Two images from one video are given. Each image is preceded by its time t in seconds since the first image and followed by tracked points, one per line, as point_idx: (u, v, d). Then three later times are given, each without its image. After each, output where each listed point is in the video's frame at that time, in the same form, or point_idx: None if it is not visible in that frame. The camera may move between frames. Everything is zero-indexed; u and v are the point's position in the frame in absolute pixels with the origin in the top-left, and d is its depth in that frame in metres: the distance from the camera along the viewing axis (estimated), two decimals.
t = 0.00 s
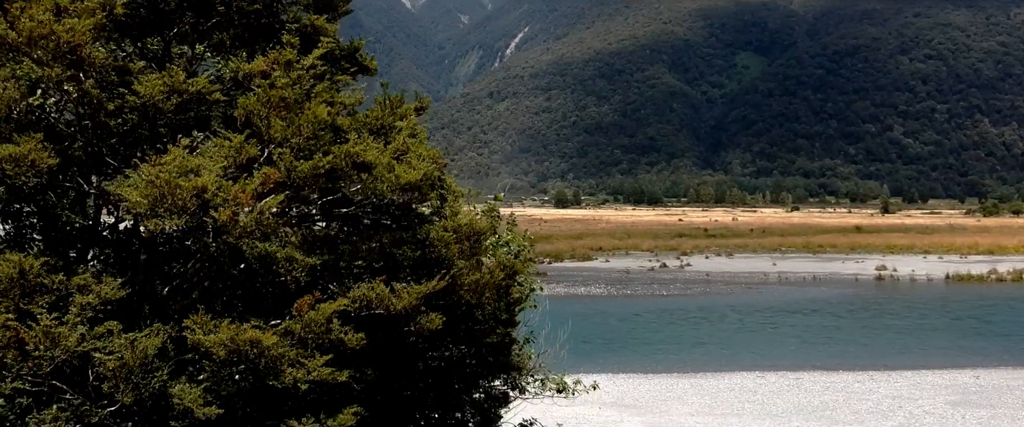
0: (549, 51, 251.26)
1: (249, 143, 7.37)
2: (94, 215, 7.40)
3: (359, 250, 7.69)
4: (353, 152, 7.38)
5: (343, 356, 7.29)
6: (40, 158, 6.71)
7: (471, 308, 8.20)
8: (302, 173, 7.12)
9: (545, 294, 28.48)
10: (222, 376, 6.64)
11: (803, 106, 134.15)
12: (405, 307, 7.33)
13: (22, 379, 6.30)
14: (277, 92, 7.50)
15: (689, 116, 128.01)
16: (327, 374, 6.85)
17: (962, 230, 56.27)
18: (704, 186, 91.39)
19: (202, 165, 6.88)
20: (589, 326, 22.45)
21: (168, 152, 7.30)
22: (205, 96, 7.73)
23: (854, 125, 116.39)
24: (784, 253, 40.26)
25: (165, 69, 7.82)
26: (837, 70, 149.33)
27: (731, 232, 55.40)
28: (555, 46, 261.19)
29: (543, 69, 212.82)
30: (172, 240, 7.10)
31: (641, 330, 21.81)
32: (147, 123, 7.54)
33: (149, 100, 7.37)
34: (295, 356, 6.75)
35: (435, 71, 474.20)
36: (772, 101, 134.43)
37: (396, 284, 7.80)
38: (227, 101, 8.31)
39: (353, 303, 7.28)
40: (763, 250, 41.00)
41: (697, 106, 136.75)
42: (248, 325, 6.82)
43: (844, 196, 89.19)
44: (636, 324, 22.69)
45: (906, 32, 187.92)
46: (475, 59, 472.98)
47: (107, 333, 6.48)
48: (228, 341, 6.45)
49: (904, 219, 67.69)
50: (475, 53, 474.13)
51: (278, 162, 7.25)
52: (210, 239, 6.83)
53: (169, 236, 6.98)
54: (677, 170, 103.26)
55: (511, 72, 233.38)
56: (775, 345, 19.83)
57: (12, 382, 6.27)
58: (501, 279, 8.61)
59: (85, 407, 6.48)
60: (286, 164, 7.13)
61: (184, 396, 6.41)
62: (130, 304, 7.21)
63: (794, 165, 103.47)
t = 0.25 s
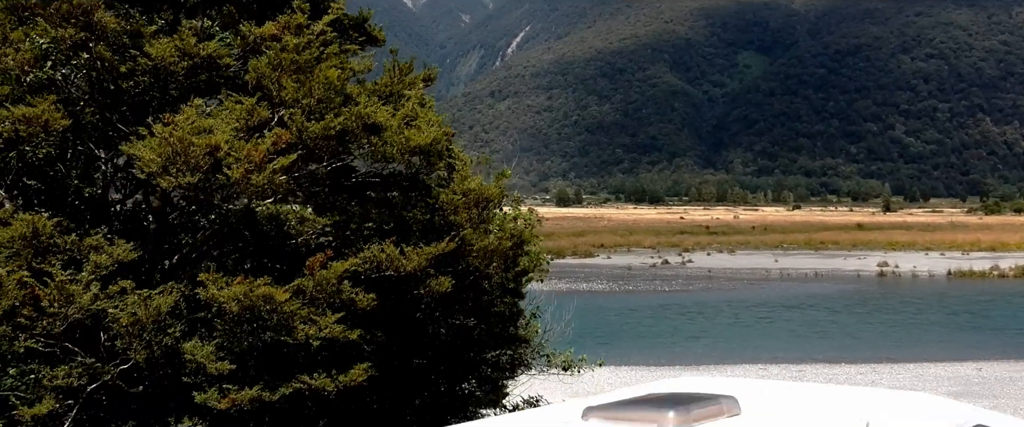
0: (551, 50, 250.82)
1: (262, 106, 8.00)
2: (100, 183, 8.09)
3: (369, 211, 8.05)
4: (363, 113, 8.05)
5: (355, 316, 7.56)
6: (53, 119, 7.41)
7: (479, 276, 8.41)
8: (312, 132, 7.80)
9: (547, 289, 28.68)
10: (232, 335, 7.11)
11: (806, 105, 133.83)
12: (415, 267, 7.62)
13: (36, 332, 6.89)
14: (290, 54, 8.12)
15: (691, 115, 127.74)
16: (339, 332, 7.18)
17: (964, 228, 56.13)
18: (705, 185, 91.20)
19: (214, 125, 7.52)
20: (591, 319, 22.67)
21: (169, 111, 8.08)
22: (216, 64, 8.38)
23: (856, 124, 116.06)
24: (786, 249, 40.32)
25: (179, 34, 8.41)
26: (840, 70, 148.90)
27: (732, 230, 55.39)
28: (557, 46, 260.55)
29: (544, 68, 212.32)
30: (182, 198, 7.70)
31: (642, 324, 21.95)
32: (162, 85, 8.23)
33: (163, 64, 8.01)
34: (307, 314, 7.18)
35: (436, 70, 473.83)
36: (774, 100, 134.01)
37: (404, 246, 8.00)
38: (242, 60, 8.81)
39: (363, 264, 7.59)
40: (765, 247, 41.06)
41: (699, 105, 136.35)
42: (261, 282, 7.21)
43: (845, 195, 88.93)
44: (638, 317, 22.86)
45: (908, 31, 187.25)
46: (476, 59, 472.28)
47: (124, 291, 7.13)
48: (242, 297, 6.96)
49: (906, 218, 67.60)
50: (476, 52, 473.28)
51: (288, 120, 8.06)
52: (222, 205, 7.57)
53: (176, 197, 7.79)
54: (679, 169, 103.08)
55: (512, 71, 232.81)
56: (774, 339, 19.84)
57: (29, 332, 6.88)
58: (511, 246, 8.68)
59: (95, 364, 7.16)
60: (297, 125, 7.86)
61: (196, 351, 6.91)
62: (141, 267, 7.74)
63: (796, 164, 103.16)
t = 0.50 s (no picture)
0: (552, 49, 250.16)
1: (268, 77, 9.24)
2: (105, 163, 9.42)
3: (376, 184, 9.63)
4: (367, 84, 9.21)
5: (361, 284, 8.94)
6: (58, 87, 8.41)
7: (480, 250, 10.29)
8: (318, 99, 9.08)
9: (549, 285, 28.85)
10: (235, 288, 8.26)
11: (808, 103, 133.34)
12: (421, 235, 9.05)
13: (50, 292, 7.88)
14: (302, 28, 9.54)
15: (692, 114, 127.39)
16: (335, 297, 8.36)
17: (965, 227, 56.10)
18: (706, 184, 91.03)
19: (223, 92, 8.67)
20: (592, 314, 22.84)
21: (172, 81, 9.31)
22: (221, 34, 9.89)
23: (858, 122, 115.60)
24: (787, 247, 40.35)
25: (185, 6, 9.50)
26: (842, 68, 148.26)
27: (734, 228, 55.42)
28: (557, 44, 259.87)
29: (546, 67, 211.88)
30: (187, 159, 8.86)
31: (643, 319, 22.12)
32: (168, 53, 9.42)
33: (169, 31, 9.13)
34: (314, 280, 8.43)
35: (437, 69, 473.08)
36: (776, 99, 133.56)
37: (411, 214, 9.57)
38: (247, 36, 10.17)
39: (369, 232, 9.02)
40: (766, 245, 41.09)
41: (701, 104, 135.98)
42: (268, 246, 8.38)
43: (847, 194, 88.78)
44: (638, 313, 23.04)
45: (910, 28, 186.48)
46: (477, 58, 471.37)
47: (134, 255, 8.16)
48: (253, 259, 8.12)
49: (908, 217, 67.62)
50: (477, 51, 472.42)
51: (295, 87, 9.38)
52: (226, 165, 9.10)
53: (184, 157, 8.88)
54: (680, 168, 102.88)
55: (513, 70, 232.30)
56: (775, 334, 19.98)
57: (41, 295, 7.91)
58: (513, 222, 10.47)
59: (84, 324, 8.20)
60: (304, 95, 9.15)
61: (204, 316, 7.96)
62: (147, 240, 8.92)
63: (798, 163, 102.92)
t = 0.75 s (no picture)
0: (553, 49, 249.88)
1: (271, 44, 10.29)
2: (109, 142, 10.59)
3: (379, 152, 10.63)
4: (374, 48, 10.55)
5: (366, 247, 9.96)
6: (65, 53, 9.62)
7: (479, 216, 11.17)
8: (323, 66, 10.10)
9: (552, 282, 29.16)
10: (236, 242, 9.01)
11: (810, 102, 133.14)
12: (426, 202, 10.08)
13: (56, 251, 8.66)
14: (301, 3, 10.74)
15: (694, 114, 127.27)
16: (327, 262, 9.17)
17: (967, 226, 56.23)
18: (708, 184, 91.08)
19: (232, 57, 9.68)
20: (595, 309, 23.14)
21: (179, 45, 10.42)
22: (225, 3, 11.21)
23: (861, 122, 115.36)
24: (790, 245, 40.51)
25: None
26: (844, 68, 147.93)
27: (735, 226, 55.72)
28: (559, 44, 259.59)
29: (547, 66, 211.71)
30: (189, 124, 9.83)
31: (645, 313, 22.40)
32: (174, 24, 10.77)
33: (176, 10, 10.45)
34: (320, 245, 9.29)
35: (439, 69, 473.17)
36: (778, 99, 133.39)
37: (412, 183, 10.59)
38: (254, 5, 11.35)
39: (374, 198, 9.95)
40: (769, 243, 41.24)
41: (703, 104, 135.95)
42: (272, 209, 9.23)
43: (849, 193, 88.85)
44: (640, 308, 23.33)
45: (913, 27, 185.96)
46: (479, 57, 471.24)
47: (142, 218, 9.05)
48: (257, 221, 8.88)
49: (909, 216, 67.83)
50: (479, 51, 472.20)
51: (301, 54, 10.49)
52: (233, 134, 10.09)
53: (186, 123, 9.89)
54: (682, 168, 102.97)
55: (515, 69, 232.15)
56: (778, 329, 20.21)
57: (45, 260, 8.69)
58: (517, 197, 11.55)
59: (87, 289, 8.93)
60: (309, 61, 10.18)
61: (209, 278, 8.73)
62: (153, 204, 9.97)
63: (800, 163, 102.86)
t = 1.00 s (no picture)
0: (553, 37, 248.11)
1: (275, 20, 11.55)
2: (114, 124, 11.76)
3: (380, 126, 12.00)
4: (375, 21, 11.87)
5: (368, 219, 11.21)
6: (68, 25, 10.64)
7: (471, 186, 12.52)
8: (324, 36, 11.47)
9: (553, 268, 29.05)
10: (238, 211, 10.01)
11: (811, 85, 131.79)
12: (426, 176, 11.36)
13: (53, 222, 9.49)
14: None
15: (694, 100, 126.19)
16: (321, 233, 10.28)
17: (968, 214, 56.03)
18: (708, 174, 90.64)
19: (233, 27, 10.82)
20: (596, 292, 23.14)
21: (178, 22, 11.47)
22: None
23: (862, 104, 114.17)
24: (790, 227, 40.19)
25: None
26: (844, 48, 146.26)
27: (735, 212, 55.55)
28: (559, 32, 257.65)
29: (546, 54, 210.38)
30: (193, 101, 11.05)
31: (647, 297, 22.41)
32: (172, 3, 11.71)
33: None
34: (325, 215, 10.48)
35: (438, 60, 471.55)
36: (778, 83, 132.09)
37: (417, 155, 11.96)
38: None
39: (378, 170, 11.21)
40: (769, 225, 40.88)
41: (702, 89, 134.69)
42: (273, 181, 10.26)
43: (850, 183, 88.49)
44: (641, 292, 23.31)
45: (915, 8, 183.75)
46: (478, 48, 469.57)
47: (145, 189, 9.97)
48: (259, 191, 9.88)
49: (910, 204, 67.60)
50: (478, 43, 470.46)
51: (302, 27, 11.79)
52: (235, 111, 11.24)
53: (188, 104, 11.15)
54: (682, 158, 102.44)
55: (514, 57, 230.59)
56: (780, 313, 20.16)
57: (48, 230, 9.53)
58: (513, 176, 13.03)
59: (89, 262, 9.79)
60: (311, 34, 11.53)
61: (212, 249, 9.83)
62: (154, 178, 10.97)
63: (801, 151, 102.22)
